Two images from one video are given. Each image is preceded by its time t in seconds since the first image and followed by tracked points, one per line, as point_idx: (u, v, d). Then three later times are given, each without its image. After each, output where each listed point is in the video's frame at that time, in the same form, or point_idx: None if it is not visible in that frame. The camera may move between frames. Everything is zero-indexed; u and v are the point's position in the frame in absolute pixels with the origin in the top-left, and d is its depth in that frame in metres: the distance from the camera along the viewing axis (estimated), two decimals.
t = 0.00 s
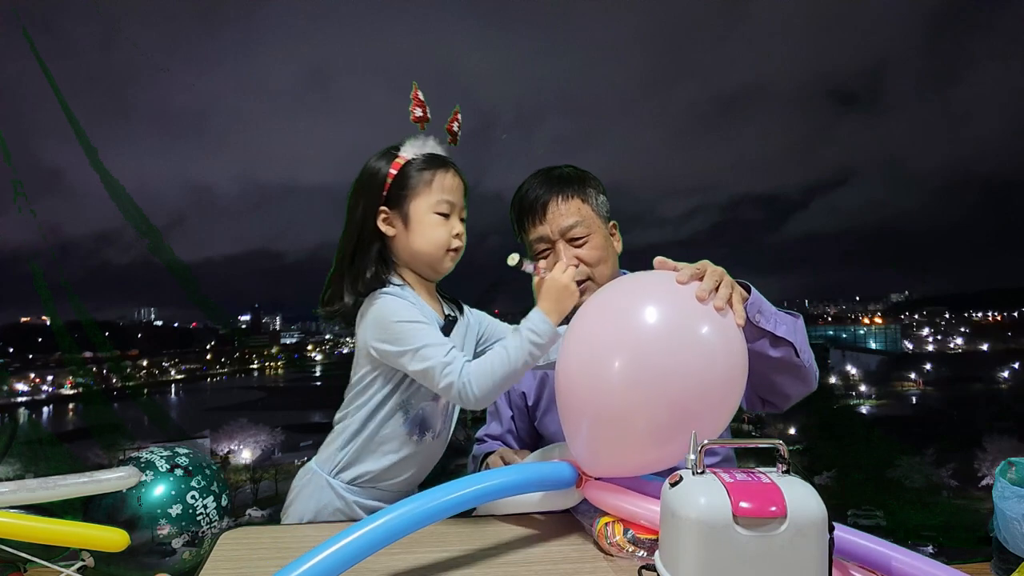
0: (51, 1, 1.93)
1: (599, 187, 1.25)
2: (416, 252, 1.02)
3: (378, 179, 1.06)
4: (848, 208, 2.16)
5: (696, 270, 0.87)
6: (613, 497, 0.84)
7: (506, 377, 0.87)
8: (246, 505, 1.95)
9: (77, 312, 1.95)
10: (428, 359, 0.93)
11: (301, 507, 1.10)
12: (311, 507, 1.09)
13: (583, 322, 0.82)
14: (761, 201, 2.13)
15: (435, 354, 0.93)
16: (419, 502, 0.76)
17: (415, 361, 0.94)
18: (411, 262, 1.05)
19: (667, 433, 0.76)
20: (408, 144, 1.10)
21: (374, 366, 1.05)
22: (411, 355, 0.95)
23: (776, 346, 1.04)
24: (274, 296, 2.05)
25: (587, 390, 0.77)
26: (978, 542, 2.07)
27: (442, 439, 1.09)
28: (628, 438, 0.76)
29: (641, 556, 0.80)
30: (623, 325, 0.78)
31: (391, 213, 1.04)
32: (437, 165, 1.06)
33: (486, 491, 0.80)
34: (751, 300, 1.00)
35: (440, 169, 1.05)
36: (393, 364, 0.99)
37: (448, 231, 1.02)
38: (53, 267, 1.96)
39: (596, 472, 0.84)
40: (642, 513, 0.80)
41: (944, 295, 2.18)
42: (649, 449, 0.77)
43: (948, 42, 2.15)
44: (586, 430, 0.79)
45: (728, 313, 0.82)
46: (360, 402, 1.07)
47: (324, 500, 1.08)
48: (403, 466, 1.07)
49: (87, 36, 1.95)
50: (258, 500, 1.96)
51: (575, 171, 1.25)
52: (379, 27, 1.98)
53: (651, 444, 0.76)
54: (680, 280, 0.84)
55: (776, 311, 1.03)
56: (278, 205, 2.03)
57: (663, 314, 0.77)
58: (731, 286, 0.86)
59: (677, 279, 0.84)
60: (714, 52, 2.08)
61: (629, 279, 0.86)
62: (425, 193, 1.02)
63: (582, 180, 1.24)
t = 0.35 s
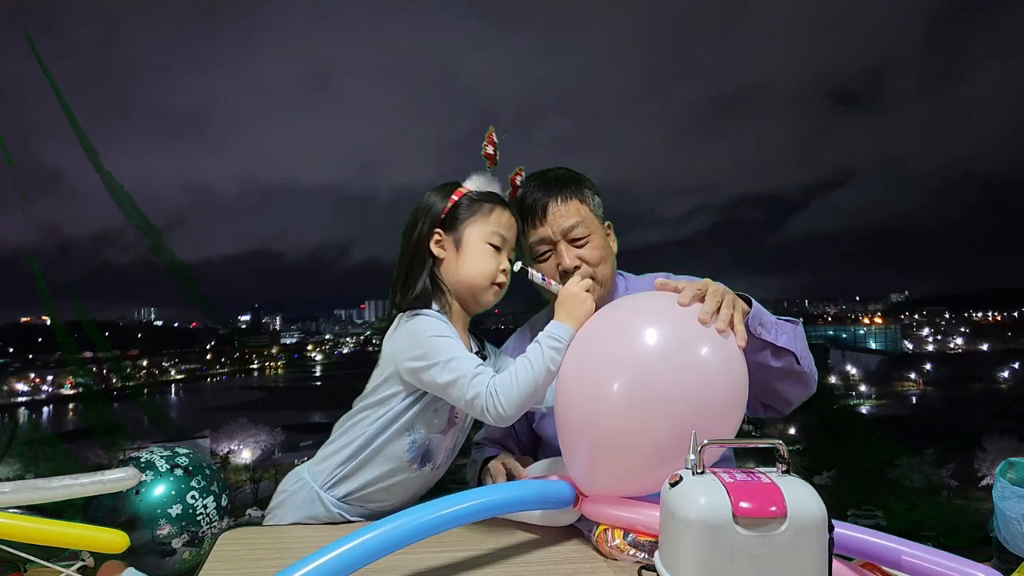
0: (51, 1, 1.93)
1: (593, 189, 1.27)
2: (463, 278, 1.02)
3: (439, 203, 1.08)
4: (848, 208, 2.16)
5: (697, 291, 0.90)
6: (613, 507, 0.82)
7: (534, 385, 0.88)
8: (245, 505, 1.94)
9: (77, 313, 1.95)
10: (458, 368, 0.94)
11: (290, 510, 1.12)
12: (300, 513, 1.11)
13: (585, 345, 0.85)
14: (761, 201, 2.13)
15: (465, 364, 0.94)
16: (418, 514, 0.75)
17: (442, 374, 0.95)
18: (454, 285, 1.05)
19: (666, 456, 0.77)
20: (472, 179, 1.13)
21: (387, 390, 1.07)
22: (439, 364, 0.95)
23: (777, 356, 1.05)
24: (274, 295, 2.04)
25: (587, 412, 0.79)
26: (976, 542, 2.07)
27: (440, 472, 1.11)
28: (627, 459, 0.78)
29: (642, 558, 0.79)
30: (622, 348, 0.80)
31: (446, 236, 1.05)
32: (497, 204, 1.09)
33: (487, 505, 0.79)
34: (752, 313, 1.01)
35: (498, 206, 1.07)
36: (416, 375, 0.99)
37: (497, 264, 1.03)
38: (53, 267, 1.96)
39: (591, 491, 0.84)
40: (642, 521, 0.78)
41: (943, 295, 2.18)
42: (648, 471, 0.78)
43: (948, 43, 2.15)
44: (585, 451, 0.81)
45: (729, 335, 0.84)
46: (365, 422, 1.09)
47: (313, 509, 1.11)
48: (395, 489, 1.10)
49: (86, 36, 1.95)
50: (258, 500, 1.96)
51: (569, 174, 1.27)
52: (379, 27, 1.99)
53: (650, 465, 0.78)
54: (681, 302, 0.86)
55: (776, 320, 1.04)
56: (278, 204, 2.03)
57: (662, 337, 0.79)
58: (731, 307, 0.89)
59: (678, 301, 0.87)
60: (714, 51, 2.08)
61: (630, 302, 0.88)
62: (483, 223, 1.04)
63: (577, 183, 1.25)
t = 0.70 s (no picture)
0: (51, 0, 1.93)
1: (593, 189, 1.26)
2: (478, 290, 1.02)
3: (468, 215, 1.09)
4: (848, 208, 2.16)
5: (696, 299, 0.90)
6: (611, 511, 0.81)
7: (531, 393, 0.88)
8: (245, 505, 1.94)
9: (77, 313, 1.95)
10: (459, 372, 0.94)
11: (284, 511, 1.13)
12: (294, 515, 1.12)
13: (580, 351, 0.85)
14: (761, 201, 2.13)
15: (467, 369, 0.94)
16: (408, 522, 0.74)
17: (443, 378, 0.94)
18: (469, 296, 1.04)
19: (659, 463, 0.77)
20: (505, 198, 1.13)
21: (382, 395, 1.07)
22: (440, 368, 0.95)
23: (770, 365, 1.06)
24: (274, 295, 2.04)
25: (582, 418, 0.79)
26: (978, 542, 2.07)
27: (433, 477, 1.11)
28: (621, 465, 0.78)
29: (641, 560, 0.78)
30: (618, 355, 0.80)
31: (469, 246, 1.06)
32: (525, 224, 1.07)
33: (477, 513, 0.78)
34: (744, 324, 1.01)
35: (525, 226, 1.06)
36: (415, 378, 0.99)
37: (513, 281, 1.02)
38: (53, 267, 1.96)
39: (586, 496, 0.84)
40: (641, 523, 0.77)
41: (943, 295, 2.18)
42: (641, 478, 0.78)
43: (948, 42, 2.15)
44: (579, 457, 0.81)
45: (725, 344, 0.83)
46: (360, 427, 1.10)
47: (306, 511, 1.11)
48: (388, 494, 1.10)
49: (86, 37, 1.96)
50: (258, 500, 1.96)
51: (569, 175, 1.26)
52: (379, 27, 1.99)
53: (643, 471, 0.78)
54: (679, 310, 0.86)
55: (769, 329, 1.04)
56: (278, 204, 2.03)
57: (657, 345, 0.79)
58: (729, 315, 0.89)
59: (676, 309, 0.87)
60: (714, 51, 2.09)
61: (626, 309, 0.88)
62: (507, 240, 1.04)
63: (578, 184, 1.24)
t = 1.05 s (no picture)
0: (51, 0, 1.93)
1: (591, 190, 1.25)
2: (483, 297, 1.02)
3: (474, 220, 1.07)
4: (848, 208, 2.16)
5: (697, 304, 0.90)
6: (608, 513, 0.81)
7: (535, 395, 0.88)
8: (245, 505, 1.94)
9: (77, 313, 1.95)
10: (462, 374, 0.93)
11: (279, 514, 1.13)
12: (289, 519, 1.12)
13: (579, 355, 0.85)
14: (761, 201, 2.13)
15: (470, 372, 0.93)
16: (406, 527, 0.74)
17: (446, 381, 0.94)
18: (475, 304, 1.04)
19: (657, 466, 0.77)
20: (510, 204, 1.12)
21: (382, 399, 1.07)
22: (442, 372, 0.95)
23: (771, 367, 1.06)
24: (274, 295, 2.04)
25: (580, 421, 0.79)
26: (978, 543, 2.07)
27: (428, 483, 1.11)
28: (619, 469, 0.78)
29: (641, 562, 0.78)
30: (617, 358, 0.80)
31: (474, 252, 1.05)
32: (530, 230, 1.07)
33: (472, 518, 0.78)
34: (745, 327, 1.01)
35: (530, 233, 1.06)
36: (417, 380, 0.98)
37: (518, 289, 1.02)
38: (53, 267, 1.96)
39: (583, 500, 0.84)
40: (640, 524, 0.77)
41: (943, 295, 2.18)
42: (640, 481, 0.78)
43: (948, 42, 2.15)
44: (577, 460, 0.81)
45: (725, 348, 0.83)
46: (357, 429, 1.09)
47: (301, 515, 1.11)
48: (383, 499, 1.10)
49: (86, 37, 1.96)
50: (258, 500, 1.96)
51: (566, 177, 1.25)
52: (379, 27, 1.99)
53: (642, 474, 0.78)
54: (681, 314, 0.86)
55: (769, 332, 1.04)
56: (278, 204, 2.03)
57: (657, 349, 0.79)
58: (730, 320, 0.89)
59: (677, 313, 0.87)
60: (714, 51, 2.08)
61: (626, 312, 0.88)
62: (513, 248, 1.03)
63: (576, 185, 1.23)
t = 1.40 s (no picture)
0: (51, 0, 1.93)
1: (585, 192, 1.25)
2: (498, 312, 1.00)
3: (483, 229, 1.03)
4: (848, 208, 2.17)
5: (707, 319, 0.90)
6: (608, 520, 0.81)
7: (548, 416, 0.87)
8: (245, 505, 1.94)
9: (76, 313, 1.95)
10: (471, 394, 0.93)
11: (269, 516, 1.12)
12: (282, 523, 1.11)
13: (586, 371, 0.86)
14: (761, 201, 2.13)
15: (479, 391, 0.93)
16: (400, 535, 0.74)
17: (454, 402, 0.93)
18: (489, 315, 1.02)
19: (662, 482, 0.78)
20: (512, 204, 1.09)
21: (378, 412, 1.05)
22: (451, 391, 0.94)
23: (774, 373, 1.06)
24: (274, 295, 2.04)
25: (586, 438, 0.80)
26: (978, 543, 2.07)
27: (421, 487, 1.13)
28: (625, 485, 0.79)
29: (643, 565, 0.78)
30: (623, 374, 0.81)
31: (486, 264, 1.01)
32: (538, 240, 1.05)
33: (468, 526, 0.77)
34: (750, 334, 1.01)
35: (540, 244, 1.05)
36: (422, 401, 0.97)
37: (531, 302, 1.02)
38: (54, 267, 1.97)
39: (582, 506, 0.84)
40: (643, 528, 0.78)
41: (943, 295, 2.18)
42: (644, 497, 0.79)
43: (948, 42, 2.15)
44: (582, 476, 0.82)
45: (733, 363, 0.84)
46: (350, 439, 1.08)
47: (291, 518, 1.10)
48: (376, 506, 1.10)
49: (86, 37, 1.96)
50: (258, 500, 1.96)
51: (560, 179, 1.25)
52: (379, 27, 1.99)
53: (647, 488, 0.79)
54: (690, 328, 0.86)
55: (773, 339, 1.05)
56: (278, 205, 2.03)
57: (663, 365, 0.80)
58: (737, 335, 0.89)
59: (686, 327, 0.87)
60: (714, 51, 2.08)
61: (633, 327, 0.89)
62: (527, 258, 1.02)
63: (570, 188, 1.23)
